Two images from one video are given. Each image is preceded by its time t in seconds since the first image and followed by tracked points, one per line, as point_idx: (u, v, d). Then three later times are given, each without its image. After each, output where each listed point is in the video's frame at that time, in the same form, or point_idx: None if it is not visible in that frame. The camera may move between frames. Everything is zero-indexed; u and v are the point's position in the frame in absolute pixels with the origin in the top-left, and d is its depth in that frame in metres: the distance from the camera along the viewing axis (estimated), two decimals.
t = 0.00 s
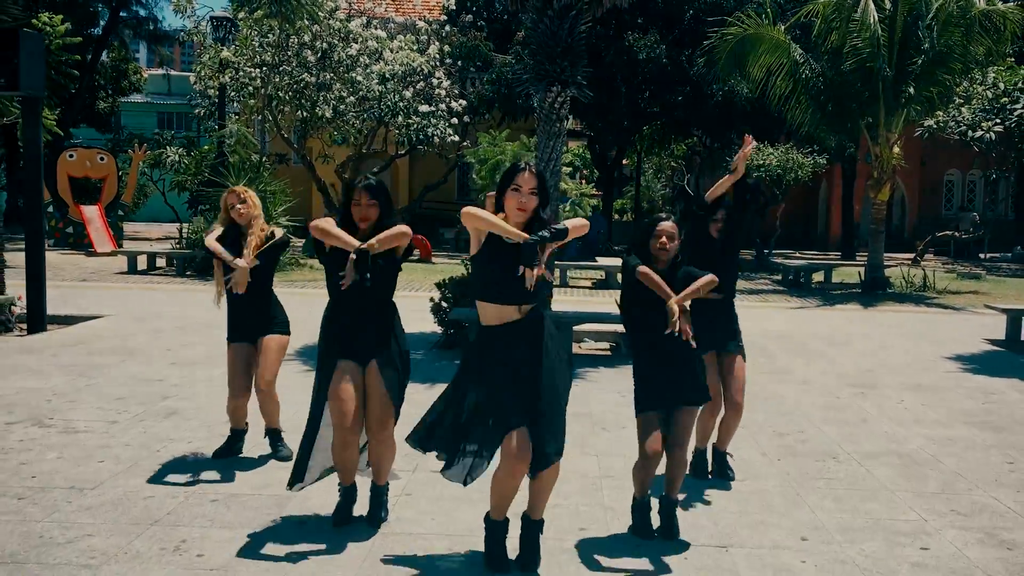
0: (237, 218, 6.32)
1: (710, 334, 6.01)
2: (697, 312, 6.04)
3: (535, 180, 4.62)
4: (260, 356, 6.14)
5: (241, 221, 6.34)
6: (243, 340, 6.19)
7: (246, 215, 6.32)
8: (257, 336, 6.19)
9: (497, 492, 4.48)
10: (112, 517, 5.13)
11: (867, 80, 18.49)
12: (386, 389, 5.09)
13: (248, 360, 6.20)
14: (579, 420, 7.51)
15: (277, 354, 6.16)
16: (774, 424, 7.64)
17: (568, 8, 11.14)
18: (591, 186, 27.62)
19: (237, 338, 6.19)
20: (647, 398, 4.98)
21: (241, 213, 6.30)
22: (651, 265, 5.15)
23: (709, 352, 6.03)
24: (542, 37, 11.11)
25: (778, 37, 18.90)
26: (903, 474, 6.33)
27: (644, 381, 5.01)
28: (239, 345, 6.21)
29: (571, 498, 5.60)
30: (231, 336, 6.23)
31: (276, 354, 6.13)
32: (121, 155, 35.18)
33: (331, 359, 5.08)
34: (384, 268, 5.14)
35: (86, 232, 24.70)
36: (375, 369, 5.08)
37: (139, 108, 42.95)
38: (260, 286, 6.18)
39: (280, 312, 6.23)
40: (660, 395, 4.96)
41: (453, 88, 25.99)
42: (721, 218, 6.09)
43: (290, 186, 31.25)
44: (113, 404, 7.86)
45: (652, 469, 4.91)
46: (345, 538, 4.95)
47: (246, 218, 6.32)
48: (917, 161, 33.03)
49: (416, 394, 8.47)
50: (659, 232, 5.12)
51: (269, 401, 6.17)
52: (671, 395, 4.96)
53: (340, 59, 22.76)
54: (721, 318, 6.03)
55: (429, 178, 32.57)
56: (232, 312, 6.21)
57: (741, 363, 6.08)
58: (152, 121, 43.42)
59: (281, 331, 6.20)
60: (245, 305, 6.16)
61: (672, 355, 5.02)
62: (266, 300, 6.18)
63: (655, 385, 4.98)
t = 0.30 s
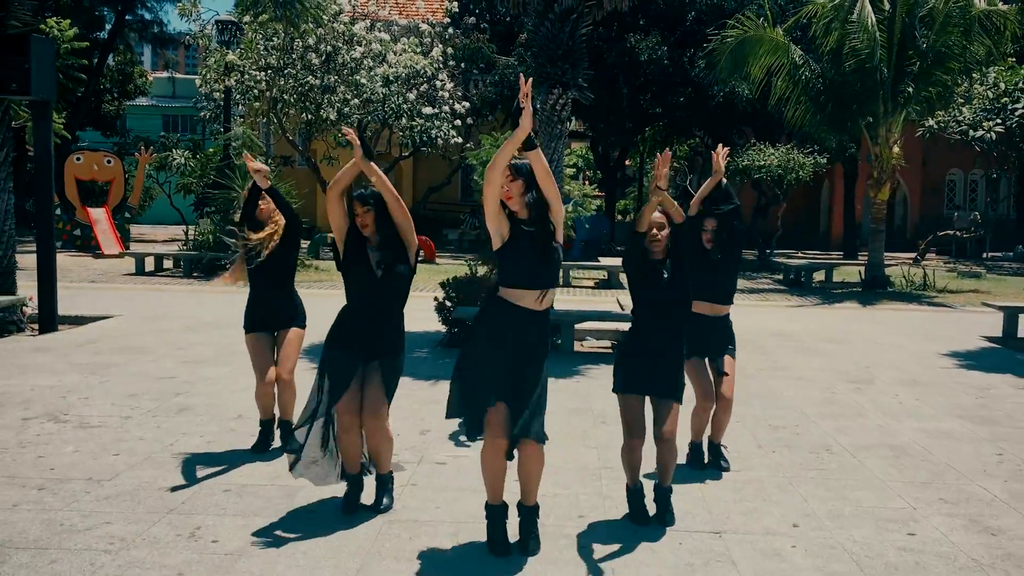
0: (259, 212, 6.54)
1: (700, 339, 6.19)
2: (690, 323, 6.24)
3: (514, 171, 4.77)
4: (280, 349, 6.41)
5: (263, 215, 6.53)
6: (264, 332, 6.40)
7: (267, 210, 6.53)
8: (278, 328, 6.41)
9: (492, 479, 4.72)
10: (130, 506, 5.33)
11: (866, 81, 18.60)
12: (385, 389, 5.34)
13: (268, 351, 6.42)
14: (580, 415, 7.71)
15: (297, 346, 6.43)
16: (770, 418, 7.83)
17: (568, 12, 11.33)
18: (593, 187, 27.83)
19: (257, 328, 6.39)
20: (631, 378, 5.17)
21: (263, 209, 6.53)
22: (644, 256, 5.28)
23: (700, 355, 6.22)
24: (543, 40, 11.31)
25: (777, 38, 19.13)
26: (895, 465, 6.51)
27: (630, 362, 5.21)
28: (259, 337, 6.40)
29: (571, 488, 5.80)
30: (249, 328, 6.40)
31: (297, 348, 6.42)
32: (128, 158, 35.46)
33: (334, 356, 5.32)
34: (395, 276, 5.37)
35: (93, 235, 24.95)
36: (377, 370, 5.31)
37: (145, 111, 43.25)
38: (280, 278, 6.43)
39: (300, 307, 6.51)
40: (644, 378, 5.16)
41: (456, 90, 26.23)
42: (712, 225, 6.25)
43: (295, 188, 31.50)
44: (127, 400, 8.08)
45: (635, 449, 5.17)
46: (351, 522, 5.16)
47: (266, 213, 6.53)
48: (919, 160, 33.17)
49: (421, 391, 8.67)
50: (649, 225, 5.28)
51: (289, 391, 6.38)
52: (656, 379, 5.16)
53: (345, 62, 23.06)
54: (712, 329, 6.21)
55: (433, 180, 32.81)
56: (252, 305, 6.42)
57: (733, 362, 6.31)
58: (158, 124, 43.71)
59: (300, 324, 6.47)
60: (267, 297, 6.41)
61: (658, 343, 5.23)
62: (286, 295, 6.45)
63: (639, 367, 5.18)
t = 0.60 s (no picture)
0: (273, 205, 6.67)
1: (699, 327, 6.37)
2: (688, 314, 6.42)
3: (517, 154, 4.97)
4: (284, 340, 6.63)
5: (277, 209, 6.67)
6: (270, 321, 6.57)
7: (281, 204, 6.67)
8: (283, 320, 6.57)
9: (489, 465, 4.94)
10: (142, 495, 5.52)
11: (866, 82, 18.75)
12: (391, 374, 5.51)
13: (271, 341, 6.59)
14: (578, 410, 7.88)
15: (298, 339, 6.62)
16: (765, 414, 7.99)
17: (569, 15, 11.57)
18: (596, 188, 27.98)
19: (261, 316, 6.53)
20: (632, 357, 5.38)
21: (277, 203, 6.67)
22: (643, 233, 5.42)
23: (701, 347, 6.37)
24: (545, 43, 11.50)
25: (778, 40, 19.24)
26: (886, 459, 6.68)
27: (631, 337, 5.41)
28: (263, 324, 6.56)
29: (569, 480, 5.97)
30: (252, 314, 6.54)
31: (299, 342, 6.63)
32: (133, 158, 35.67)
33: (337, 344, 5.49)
34: (395, 255, 5.52)
35: (99, 234, 25.13)
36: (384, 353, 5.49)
37: (150, 111, 43.46)
38: (290, 268, 6.61)
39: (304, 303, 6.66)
40: (649, 353, 5.36)
41: (459, 92, 26.39)
42: (707, 215, 6.40)
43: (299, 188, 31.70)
44: (136, 395, 8.25)
45: (638, 423, 5.44)
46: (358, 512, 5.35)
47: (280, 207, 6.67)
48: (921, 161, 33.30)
49: (424, 387, 8.85)
50: (649, 203, 5.40)
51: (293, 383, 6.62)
52: (652, 356, 5.35)
53: (349, 63, 23.14)
54: (707, 316, 6.39)
55: (437, 180, 32.99)
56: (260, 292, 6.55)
57: (731, 354, 6.46)
58: (162, 124, 43.93)
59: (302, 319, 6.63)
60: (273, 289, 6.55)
61: (655, 321, 5.41)
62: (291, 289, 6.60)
63: (640, 346, 5.38)
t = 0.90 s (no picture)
0: (275, 197, 6.66)
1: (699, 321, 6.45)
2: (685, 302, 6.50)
3: (527, 155, 5.02)
4: (287, 331, 6.69)
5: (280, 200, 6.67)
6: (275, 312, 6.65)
7: (283, 195, 6.65)
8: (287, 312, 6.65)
9: (496, 463, 5.00)
10: (147, 492, 5.57)
11: (867, 84, 18.67)
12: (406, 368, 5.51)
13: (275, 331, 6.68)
14: (580, 409, 7.93)
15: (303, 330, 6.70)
16: (766, 413, 8.03)
17: (573, 15, 11.57)
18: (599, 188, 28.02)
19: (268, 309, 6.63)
20: (640, 358, 5.40)
21: (279, 195, 6.64)
22: (643, 236, 5.50)
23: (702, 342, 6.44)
24: (547, 43, 11.52)
25: (781, 41, 19.27)
26: (885, 458, 6.73)
27: (638, 339, 5.43)
28: (267, 316, 6.66)
29: (570, 478, 6.02)
30: (258, 306, 6.64)
31: (303, 333, 6.69)
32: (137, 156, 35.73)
33: (347, 338, 5.72)
34: (393, 247, 5.60)
35: (103, 232, 25.19)
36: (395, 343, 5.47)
37: (153, 109, 43.50)
38: (292, 261, 6.66)
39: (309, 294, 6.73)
40: (652, 356, 5.38)
41: (462, 91, 26.43)
42: (709, 210, 6.42)
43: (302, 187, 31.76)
44: (140, 393, 8.30)
45: (644, 426, 5.46)
46: (361, 509, 5.39)
47: (283, 198, 6.66)
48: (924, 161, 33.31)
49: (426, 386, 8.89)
50: (654, 209, 5.47)
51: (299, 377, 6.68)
52: (660, 355, 5.38)
53: (352, 62, 23.24)
54: (706, 308, 6.44)
55: (440, 179, 33.04)
56: (263, 285, 6.64)
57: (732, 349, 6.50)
58: (166, 122, 43.99)
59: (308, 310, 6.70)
60: (277, 282, 6.62)
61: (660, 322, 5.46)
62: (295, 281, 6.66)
63: (648, 347, 5.39)
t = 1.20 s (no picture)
0: (271, 209, 6.60)
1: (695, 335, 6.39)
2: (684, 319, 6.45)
3: (527, 168, 4.95)
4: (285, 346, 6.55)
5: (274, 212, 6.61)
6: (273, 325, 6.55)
7: (277, 206, 6.59)
8: (285, 324, 6.55)
9: (495, 471, 4.91)
10: (140, 495, 5.50)
11: (867, 84, 18.59)
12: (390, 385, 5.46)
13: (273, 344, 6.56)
14: (579, 411, 7.86)
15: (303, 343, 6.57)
16: (767, 416, 7.97)
17: (573, 14, 11.47)
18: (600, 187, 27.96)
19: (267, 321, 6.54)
20: (631, 378, 5.35)
21: (274, 206, 6.58)
22: (638, 258, 5.39)
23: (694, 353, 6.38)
24: (547, 41, 11.44)
25: (782, 42, 19.22)
26: (888, 462, 6.66)
27: (628, 361, 5.37)
28: (266, 329, 6.55)
29: (568, 482, 5.95)
30: (257, 318, 6.55)
31: (303, 346, 6.56)
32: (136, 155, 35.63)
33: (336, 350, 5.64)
34: (395, 264, 5.49)
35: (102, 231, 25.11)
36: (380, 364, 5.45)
37: (152, 107, 43.39)
38: (290, 271, 6.58)
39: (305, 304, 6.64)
40: (637, 381, 5.34)
41: (462, 91, 26.33)
42: (711, 224, 6.37)
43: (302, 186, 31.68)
44: (136, 394, 8.24)
45: (633, 447, 5.38)
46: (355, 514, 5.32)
47: (278, 209, 6.60)
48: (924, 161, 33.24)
49: (424, 387, 8.82)
50: (648, 233, 5.34)
51: (297, 387, 6.58)
52: (649, 379, 5.32)
53: (352, 62, 23.17)
54: (705, 325, 6.39)
55: (440, 178, 32.97)
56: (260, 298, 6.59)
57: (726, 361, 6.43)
58: (166, 121, 43.90)
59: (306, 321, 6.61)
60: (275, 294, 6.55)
61: (652, 343, 5.38)
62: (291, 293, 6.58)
63: (637, 368, 5.34)
